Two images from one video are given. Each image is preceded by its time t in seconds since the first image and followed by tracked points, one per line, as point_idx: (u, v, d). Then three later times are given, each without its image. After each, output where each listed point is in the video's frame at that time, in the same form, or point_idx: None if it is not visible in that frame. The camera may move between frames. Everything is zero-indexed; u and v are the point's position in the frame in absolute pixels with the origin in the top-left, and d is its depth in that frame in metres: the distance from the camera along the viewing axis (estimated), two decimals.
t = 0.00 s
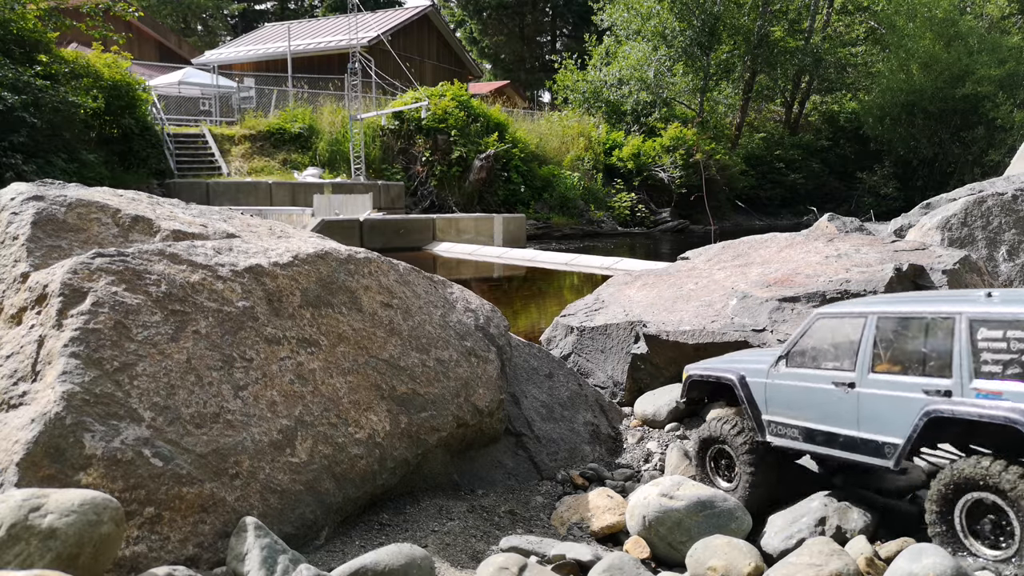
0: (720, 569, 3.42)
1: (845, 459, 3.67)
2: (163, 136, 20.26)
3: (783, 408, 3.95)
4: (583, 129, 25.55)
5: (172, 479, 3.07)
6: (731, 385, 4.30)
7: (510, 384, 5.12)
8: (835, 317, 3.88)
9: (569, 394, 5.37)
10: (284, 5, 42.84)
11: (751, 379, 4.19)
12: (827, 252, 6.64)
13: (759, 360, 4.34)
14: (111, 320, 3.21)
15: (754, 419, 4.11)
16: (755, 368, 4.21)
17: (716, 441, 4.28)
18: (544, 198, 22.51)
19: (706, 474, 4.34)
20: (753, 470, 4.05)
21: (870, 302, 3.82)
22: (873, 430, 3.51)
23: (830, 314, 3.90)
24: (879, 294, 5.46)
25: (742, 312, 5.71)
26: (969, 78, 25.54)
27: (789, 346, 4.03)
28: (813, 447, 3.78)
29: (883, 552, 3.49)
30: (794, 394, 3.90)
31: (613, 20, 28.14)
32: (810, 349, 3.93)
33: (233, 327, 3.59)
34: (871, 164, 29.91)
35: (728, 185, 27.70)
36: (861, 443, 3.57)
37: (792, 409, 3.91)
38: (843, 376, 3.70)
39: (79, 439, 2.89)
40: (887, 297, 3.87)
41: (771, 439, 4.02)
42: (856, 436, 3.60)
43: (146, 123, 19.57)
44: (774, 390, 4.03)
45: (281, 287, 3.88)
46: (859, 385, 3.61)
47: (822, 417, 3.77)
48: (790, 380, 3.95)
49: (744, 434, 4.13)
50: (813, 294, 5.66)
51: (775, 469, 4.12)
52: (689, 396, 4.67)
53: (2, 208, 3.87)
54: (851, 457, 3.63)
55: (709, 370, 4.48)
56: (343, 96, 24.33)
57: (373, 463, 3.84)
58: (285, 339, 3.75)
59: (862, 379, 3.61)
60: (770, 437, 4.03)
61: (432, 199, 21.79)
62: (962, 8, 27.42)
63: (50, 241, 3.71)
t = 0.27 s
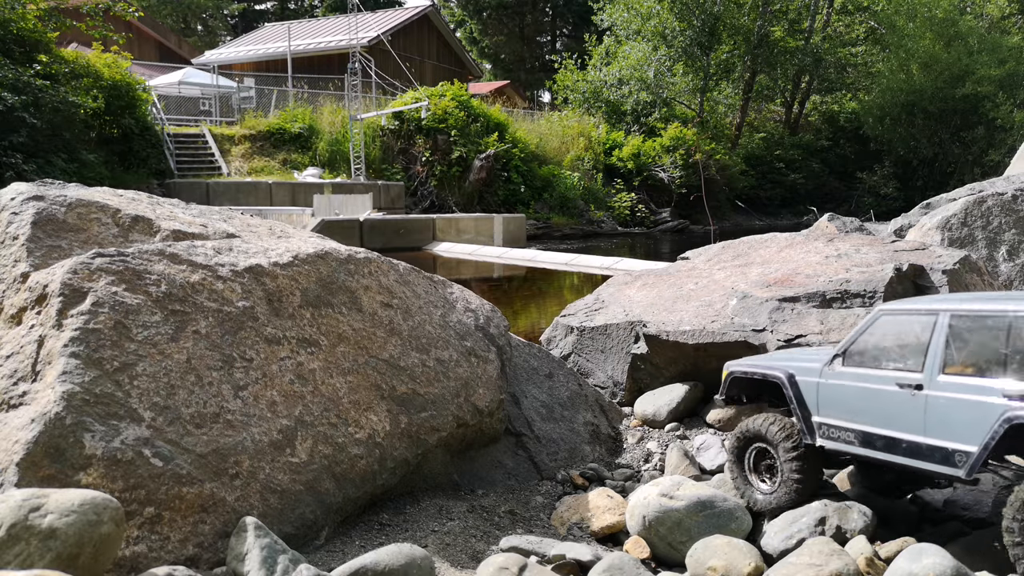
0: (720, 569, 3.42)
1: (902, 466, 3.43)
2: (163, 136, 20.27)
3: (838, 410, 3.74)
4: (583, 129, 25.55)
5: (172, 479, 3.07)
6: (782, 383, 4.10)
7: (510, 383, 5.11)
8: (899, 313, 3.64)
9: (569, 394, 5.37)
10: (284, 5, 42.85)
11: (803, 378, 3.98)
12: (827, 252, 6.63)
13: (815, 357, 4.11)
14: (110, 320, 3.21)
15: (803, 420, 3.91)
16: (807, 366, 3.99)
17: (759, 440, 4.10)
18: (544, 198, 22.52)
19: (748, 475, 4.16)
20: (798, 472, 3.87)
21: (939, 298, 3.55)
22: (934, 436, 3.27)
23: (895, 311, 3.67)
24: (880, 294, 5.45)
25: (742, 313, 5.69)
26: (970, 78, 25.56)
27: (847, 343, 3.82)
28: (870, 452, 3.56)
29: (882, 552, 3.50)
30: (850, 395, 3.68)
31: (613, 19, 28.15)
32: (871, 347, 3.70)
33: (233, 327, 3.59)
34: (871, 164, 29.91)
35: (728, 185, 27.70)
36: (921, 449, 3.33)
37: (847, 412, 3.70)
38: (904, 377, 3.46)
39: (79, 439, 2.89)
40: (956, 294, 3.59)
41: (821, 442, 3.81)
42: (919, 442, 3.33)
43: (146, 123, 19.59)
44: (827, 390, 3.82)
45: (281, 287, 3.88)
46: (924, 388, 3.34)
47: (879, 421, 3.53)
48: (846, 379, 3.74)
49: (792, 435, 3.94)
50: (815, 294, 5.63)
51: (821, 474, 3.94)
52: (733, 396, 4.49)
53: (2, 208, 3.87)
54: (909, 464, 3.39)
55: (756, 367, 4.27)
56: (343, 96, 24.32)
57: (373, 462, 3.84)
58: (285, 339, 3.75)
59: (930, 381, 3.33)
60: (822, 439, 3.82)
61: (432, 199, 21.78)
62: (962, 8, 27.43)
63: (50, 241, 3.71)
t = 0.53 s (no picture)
0: (720, 569, 3.42)
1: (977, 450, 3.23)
2: (163, 136, 20.26)
3: (908, 393, 3.55)
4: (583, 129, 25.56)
5: (172, 480, 3.07)
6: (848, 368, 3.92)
7: (510, 383, 5.10)
8: (981, 295, 3.47)
9: (570, 394, 5.37)
10: (284, 5, 42.85)
11: (869, 362, 3.80)
12: (827, 251, 6.61)
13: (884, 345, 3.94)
14: (110, 320, 3.21)
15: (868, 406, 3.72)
16: (874, 350, 3.82)
17: (823, 429, 3.94)
18: (544, 198, 22.51)
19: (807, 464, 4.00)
20: (863, 460, 3.69)
21: None
22: (1016, 418, 3.07)
23: (976, 292, 3.49)
24: (879, 293, 5.45)
25: (742, 313, 5.68)
26: (970, 78, 25.59)
27: (920, 326, 3.64)
28: (941, 436, 3.36)
29: (882, 552, 3.50)
30: (921, 377, 3.50)
31: (613, 19, 28.17)
32: (947, 328, 3.52)
33: (233, 327, 3.59)
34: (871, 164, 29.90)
35: (728, 185, 27.69)
36: (1000, 433, 3.13)
37: (918, 396, 3.51)
38: (984, 357, 3.28)
39: (79, 439, 2.89)
40: None
41: (886, 429, 3.62)
42: (997, 425, 3.14)
43: (146, 123, 19.59)
44: (896, 373, 3.64)
45: (281, 287, 3.88)
46: (1007, 367, 3.16)
47: (956, 404, 3.34)
48: (919, 361, 3.55)
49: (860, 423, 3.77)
50: (815, 294, 5.62)
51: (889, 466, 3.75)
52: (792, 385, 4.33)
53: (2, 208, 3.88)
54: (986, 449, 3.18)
55: (821, 353, 4.11)
56: (343, 96, 24.30)
57: (372, 463, 3.85)
58: (285, 340, 3.75)
59: (1013, 359, 3.15)
60: (887, 425, 3.63)
61: (432, 199, 21.78)
62: (962, 8, 27.43)
63: (50, 242, 3.71)
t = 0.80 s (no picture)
0: (719, 569, 3.42)
1: None
2: (163, 136, 20.28)
3: (981, 425, 3.11)
4: (583, 129, 25.58)
5: (172, 479, 3.07)
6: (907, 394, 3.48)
7: (510, 383, 5.10)
8: None
9: (570, 394, 5.37)
10: (284, 5, 42.88)
11: (932, 389, 3.35)
12: (826, 251, 6.58)
13: (947, 364, 3.48)
14: (110, 320, 3.21)
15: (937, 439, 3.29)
16: (938, 375, 3.36)
17: (888, 462, 3.54)
18: (544, 198, 22.50)
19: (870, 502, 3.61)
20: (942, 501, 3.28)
21: None
22: None
23: None
24: (880, 293, 5.39)
25: (742, 313, 5.67)
26: (969, 78, 25.63)
27: (990, 346, 3.18)
28: None
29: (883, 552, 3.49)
30: (994, 408, 3.05)
31: (613, 19, 28.22)
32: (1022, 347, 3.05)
33: (233, 327, 3.59)
34: (871, 164, 29.94)
35: (728, 185, 27.70)
36: None
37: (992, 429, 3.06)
38: None
39: (79, 439, 2.89)
40: None
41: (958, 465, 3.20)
42: None
43: (146, 123, 19.61)
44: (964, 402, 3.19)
45: (281, 287, 3.88)
46: None
47: None
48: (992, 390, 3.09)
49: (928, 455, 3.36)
50: (815, 294, 5.59)
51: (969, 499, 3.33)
52: (849, 410, 3.85)
53: (2, 208, 3.88)
54: None
55: (877, 378, 3.63)
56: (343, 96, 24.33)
57: (373, 463, 3.85)
58: (285, 339, 3.75)
59: None
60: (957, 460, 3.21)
61: (432, 199, 21.80)
62: (962, 8, 27.43)
63: (50, 242, 3.71)
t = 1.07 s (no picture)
0: (720, 569, 3.42)
1: None
2: (163, 136, 20.32)
3: None
4: (583, 129, 25.60)
5: (172, 480, 3.08)
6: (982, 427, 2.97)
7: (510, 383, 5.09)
8: None
9: (570, 394, 5.36)
10: (284, 5, 42.94)
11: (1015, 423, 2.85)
12: (826, 251, 6.56)
13: None
14: (111, 320, 3.21)
15: None
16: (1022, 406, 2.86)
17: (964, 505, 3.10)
18: (544, 198, 22.48)
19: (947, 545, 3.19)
20: None
21: None
22: None
23: None
24: (880, 293, 5.36)
25: (742, 313, 5.67)
26: (969, 78, 25.58)
27: None
28: None
29: (882, 552, 3.48)
30: None
31: (613, 19, 28.32)
32: None
33: (233, 327, 3.59)
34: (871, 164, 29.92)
35: (727, 185, 27.70)
36: None
37: None
38: None
39: (79, 439, 2.90)
40: None
41: None
42: None
43: (147, 123, 19.63)
44: None
45: (281, 287, 3.88)
46: None
47: None
48: None
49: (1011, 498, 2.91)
50: (814, 294, 5.57)
51: None
52: (910, 441, 3.34)
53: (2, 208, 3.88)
54: None
55: (945, 408, 3.11)
56: (343, 96, 24.31)
57: (373, 463, 3.85)
58: (285, 339, 3.75)
59: None
60: None
61: (432, 199, 21.80)
62: (962, 7, 27.38)
63: (50, 242, 3.71)
